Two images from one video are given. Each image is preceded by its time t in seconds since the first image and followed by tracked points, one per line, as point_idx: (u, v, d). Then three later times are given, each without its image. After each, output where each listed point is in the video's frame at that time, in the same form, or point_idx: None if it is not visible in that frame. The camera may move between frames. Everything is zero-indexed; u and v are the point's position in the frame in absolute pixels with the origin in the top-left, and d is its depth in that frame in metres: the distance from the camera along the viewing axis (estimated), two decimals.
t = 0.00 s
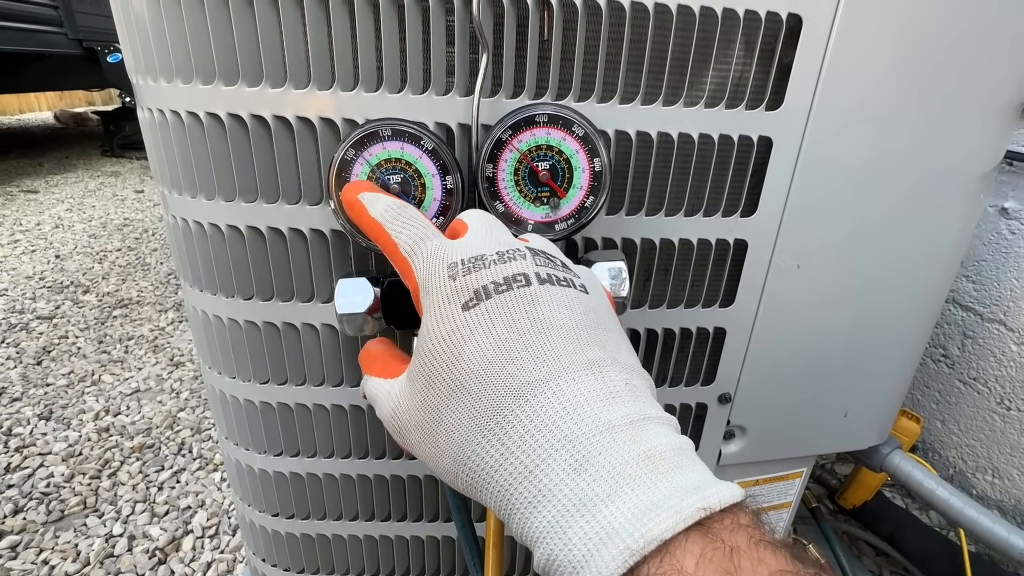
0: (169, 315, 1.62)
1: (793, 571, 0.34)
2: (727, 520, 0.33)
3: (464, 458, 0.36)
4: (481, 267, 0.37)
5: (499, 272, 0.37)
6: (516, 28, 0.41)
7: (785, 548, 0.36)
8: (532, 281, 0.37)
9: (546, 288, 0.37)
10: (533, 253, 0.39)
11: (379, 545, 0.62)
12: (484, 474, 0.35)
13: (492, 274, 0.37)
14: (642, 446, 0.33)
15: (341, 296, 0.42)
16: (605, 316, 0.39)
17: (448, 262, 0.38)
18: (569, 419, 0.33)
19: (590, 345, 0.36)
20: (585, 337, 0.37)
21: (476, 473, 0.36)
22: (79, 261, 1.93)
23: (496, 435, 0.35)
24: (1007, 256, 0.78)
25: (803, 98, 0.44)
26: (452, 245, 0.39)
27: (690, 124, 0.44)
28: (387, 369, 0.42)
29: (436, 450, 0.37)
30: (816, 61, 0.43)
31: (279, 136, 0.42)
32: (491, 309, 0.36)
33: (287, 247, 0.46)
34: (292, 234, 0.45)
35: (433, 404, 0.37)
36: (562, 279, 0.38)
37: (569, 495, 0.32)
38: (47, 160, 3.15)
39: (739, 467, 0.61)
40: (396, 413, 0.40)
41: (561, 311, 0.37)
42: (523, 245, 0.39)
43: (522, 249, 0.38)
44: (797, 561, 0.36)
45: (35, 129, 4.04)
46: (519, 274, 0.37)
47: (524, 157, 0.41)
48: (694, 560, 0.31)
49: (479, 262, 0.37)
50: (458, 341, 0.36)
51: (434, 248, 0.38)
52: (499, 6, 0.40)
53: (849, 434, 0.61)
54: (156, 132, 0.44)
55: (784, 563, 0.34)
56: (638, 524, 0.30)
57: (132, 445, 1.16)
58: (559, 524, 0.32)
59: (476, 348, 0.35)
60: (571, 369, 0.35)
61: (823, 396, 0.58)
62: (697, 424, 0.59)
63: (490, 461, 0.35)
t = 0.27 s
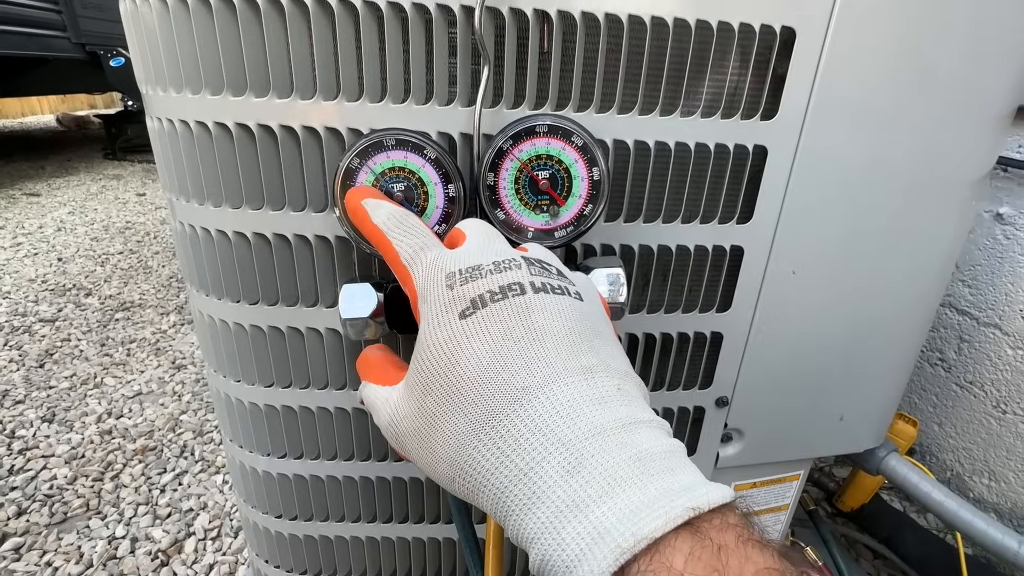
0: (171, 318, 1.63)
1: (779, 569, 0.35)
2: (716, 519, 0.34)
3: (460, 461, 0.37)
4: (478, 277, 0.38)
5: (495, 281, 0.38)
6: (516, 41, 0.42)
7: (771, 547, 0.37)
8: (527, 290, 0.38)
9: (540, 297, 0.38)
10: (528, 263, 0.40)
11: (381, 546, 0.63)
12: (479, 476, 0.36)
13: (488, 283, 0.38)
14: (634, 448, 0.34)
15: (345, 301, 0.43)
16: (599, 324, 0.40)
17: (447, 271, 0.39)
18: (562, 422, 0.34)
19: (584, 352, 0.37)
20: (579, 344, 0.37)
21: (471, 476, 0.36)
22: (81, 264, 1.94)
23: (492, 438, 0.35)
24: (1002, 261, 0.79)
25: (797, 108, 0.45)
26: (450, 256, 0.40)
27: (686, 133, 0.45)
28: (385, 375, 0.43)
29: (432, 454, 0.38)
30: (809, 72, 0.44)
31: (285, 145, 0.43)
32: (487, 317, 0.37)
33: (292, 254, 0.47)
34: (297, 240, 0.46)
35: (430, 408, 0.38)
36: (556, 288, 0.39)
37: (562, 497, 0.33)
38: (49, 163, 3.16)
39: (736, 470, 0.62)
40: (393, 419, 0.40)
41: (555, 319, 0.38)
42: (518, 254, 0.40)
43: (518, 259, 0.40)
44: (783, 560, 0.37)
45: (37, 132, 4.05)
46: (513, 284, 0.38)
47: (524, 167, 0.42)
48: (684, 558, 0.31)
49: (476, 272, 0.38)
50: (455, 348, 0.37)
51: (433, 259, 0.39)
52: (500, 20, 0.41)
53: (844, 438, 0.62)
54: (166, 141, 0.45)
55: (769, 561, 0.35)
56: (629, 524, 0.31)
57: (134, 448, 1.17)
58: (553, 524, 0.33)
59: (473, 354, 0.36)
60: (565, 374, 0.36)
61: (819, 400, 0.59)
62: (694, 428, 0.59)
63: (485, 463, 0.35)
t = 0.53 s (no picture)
0: (174, 322, 1.65)
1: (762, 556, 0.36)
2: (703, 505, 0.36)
3: (461, 448, 0.38)
4: (484, 281, 0.41)
5: (501, 286, 0.41)
6: (514, 64, 0.44)
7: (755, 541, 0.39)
8: (530, 296, 0.41)
9: (541, 304, 0.41)
10: (530, 275, 0.43)
11: (383, 546, 0.65)
12: (480, 460, 0.38)
13: (494, 287, 0.41)
14: (627, 439, 0.36)
15: (350, 309, 0.45)
16: (592, 336, 0.43)
17: (455, 275, 0.41)
18: (561, 412, 0.37)
19: (580, 355, 0.40)
20: (576, 347, 0.40)
21: (472, 461, 0.38)
22: (85, 269, 1.96)
23: (495, 424, 0.37)
24: (987, 269, 0.81)
25: (781, 126, 0.48)
26: (458, 263, 0.42)
27: (675, 151, 0.47)
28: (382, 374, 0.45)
29: (434, 442, 0.40)
30: (792, 93, 0.47)
31: (294, 162, 0.45)
32: (493, 317, 0.40)
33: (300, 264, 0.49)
34: (305, 252, 0.48)
35: (436, 397, 0.40)
36: (555, 299, 0.42)
37: (561, 477, 0.35)
38: (52, 168, 3.19)
39: (727, 472, 0.64)
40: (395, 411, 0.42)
41: (555, 323, 0.40)
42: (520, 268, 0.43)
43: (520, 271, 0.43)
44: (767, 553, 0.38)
45: (40, 137, 4.09)
46: (517, 289, 0.41)
47: (521, 184, 0.44)
48: (673, 534, 0.33)
49: (483, 278, 0.41)
50: (462, 343, 0.39)
51: (442, 264, 0.42)
52: (499, 45, 0.44)
53: (832, 441, 0.64)
54: (181, 157, 0.48)
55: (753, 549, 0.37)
56: (623, 502, 0.33)
57: (139, 450, 1.19)
58: (551, 504, 0.35)
59: (480, 348, 0.39)
60: (564, 370, 0.39)
61: (806, 405, 0.61)
62: (685, 431, 0.62)
63: (487, 448, 0.37)
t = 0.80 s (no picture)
0: (178, 326, 1.68)
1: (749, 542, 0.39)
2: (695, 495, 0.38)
3: (471, 447, 0.41)
4: (489, 290, 0.43)
5: (505, 294, 0.43)
6: (517, 83, 0.46)
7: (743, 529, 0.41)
8: (532, 303, 0.43)
9: (543, 310, 0.43)
10: (533, 283, 0.45)
11: (389, 544, 0.67)
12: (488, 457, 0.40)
13: (498, 295, 0.43)
14: (624, 436, 0.38)
15: (362, 316, 0.47)
16: (592, 343, 0.45)
17: (462, 284, 0.43)
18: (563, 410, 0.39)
19: (581, 359, 0.43)
20: (577, 352, 0.43)
21: (480, 459, 0.40)
22: (89, 273, 1.98)
23: (501, 423, 0.40)
24: (976, 274, 0.84)
25: (771, 141, 0.50)
26: (464, 273, 0.44)
27: (670, 165, 0.50)
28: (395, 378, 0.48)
29: (446, 443, 0.43)
30: (781, 110, 0.49)
31: (308, 176, 0.47)
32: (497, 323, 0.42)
33: (312, 272, 0.52)
34: (316, 260, 0.51)
35: (447, 400, 0.42)
36: (556, 305, 0.44)
37: (561, 470, 0.37)
38: (56, 172, 3.22)
39: (722, 472, 0.66)
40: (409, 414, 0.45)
41: (557, 328, 0.43)
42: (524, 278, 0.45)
43: (523, 281, 0.45)
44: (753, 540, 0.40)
45: (43, 141, 4.12)
46: (520, 297, 0.43)
47: (524, 197, 0.46)
48: (666, 521, 0.35)
49: (488, 286, 0.43)
50: (469, 349, 0.42)
51: (449, 274, 0.44)
52: (502, 65, 0.46)
53: (824, 442, 0.67)
54: (199, 170, 0.50)
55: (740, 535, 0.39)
56: (619, 491, 0.35)
57: (145, 453, 1.21)
58: (553, 495, 0.37)
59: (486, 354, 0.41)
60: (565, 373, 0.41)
61: (798, 408, 0.63)
62: (681, 433, 0.64)
63: (494, 446, 0.40)
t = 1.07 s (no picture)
0: (179, 328, 1.67)
1: (746, 558, 0.38)
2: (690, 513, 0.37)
3: (468, 462, 0.40)
4: (487, 300, 0.43)
5: (502, 304, 0.42)
6: (521, 83, 0.46)
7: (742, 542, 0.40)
8: (529, 312, 0.42)
9: (541, 318, 0.42)
10: (530, 288, 0.44)
11: (390, 548, 0.66)
12: (484, 474, 0.39)
13: (495, 305, 0.42)
14: (621, 451, 0.38)
15: (364, 319, 0.47)
16: (592, 346, 0.45)
17: (458, 295, 0.43)
18: (559, 427, 0.38)
19: (579, 368, 0.41)
20: (574, 361, 0.42)
21: (477, 475, 0.40)
22: (90, 274, 1.98)
23: (497, 439, 0.39)
24: (982, 276, 0.83)
25: (777, 141, 0.50)
26: (462, 281, 0.44)
27: (675, 165, 0.49)
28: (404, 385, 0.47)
29: (444, 456, 0.42)
30: (786, 110, 0.49)
31: (309, 176, 0.47)
32: (494, 335, 0.41)
33: (313, 273, 0.51)
34: (318, 261, 0.50)
35: (444, 414, 0.42)
36: (555, 311, 0.44)
37: (557, 490, 0.36)
38: (58, 174, 3.22)
39: (726, 475, 0.66)
40: (410, 426, 0.44)
41: (555, 337, 0.42)
42: (522, 281, 0.45)
43: (521, 285, 0.44)
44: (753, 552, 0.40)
45: (44, 143, 4.12)
46: (518, 306, 0.42)
47: (528, 198, 0.46)
48: (660, 543, 0.35)
49: (485, 295, 0.43)
50: (465, 362, 0.41)
51: (446, 284, 0.44)
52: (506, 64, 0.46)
53: (829, 446, 0.66)
54: (200, 171, 0.50)
55: (738, 551, 0.38)
56: (615, 513, 0.35)
57: (145, 455, 1.21)
58: (548, 516, 0.36)
59: (481, 368, 0.40)
60: (561, 386, 0.40)
61: (803, 411, 0.63)
62: (685, 436, 0.63)
63: (490, 463, 0.39)
